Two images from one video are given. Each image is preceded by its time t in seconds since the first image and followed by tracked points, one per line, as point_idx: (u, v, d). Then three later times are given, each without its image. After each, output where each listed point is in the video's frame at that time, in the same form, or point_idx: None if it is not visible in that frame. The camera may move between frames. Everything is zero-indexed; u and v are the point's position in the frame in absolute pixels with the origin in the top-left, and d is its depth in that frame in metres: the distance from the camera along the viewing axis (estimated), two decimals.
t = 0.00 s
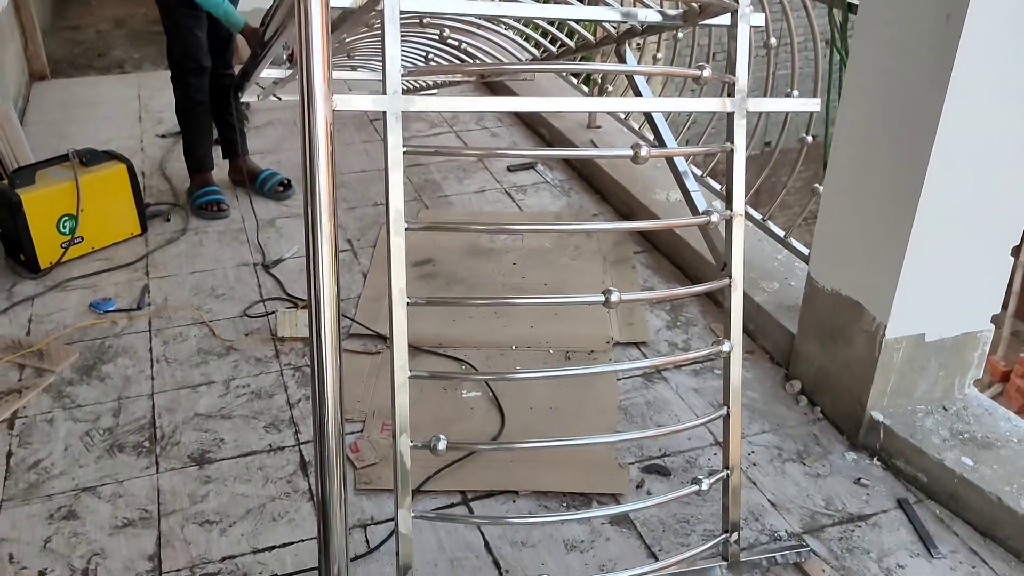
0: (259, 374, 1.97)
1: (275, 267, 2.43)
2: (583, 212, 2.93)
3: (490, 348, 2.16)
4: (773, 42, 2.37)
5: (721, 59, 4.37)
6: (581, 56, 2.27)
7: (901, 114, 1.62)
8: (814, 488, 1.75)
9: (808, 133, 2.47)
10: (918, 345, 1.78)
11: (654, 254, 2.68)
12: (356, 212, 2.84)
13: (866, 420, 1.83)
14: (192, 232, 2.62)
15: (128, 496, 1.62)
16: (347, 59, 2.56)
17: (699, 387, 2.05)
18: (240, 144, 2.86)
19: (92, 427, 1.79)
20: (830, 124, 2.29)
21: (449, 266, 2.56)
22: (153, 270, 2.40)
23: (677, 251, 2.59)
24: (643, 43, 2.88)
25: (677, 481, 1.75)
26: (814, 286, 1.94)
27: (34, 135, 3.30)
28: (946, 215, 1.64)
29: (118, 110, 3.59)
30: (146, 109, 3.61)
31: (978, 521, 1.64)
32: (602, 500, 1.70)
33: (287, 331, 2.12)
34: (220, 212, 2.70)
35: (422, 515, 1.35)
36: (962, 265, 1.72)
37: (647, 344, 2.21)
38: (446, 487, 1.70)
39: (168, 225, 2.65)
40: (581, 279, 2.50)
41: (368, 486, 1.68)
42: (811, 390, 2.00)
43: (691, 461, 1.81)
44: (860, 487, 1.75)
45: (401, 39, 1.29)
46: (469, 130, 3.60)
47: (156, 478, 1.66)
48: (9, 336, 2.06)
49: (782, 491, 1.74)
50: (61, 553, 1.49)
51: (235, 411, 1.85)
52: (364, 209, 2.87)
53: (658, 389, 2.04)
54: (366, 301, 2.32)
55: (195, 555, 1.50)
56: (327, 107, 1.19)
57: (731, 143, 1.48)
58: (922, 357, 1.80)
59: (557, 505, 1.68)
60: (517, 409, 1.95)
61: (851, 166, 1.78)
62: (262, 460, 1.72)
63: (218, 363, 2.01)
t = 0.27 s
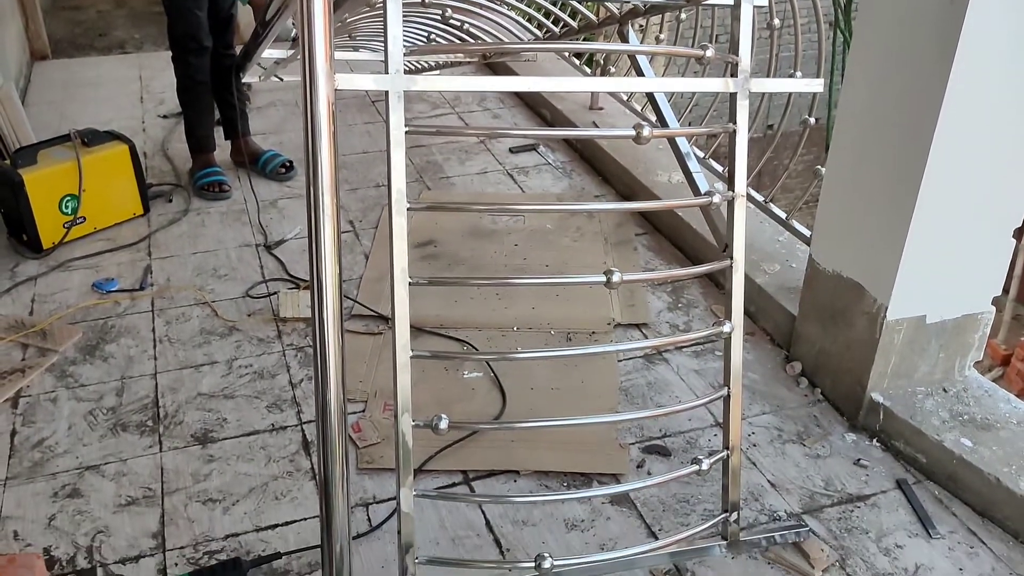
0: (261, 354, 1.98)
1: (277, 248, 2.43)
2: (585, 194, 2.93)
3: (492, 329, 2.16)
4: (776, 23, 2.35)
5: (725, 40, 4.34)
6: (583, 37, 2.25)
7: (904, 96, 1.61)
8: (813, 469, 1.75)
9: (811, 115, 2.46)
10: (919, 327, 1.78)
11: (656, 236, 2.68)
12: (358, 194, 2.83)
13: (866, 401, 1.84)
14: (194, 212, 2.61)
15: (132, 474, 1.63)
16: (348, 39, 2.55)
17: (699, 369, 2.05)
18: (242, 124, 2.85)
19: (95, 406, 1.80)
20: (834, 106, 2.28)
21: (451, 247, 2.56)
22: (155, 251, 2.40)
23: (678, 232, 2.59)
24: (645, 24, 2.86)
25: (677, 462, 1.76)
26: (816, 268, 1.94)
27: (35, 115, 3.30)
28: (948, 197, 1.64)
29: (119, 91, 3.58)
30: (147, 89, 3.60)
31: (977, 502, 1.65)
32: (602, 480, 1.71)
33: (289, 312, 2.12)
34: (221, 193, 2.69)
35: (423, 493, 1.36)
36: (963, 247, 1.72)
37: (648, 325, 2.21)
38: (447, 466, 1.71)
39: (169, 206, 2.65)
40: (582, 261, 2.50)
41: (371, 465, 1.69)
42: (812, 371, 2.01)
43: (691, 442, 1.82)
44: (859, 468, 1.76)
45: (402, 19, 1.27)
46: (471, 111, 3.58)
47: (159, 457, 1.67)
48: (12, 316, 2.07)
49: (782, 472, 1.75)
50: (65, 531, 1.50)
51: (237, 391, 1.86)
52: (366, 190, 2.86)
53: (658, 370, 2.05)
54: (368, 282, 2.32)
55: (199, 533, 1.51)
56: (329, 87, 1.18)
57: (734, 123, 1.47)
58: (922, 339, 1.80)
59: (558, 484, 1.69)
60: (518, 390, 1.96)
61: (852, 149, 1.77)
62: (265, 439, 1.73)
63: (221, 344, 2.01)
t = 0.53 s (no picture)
0: (263, 338, 1.98)
1: (279, 231, 2.43)
2: (587, 178, 2.92)
3: (493, 313, 2.16)
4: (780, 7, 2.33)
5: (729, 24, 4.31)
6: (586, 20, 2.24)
7: (908, 80, 1.60)
8: (813, 453, 1.76)
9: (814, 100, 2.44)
10: (920, 312, 1.78)
11: (658, 220, 2.67)
12: (360, 177, 2.83)
13: (866, 386, 1.84)
14: (196, 196, 2.61)
15: (135, 456, 1.64)
16: (349, 22, 2.53)
17: (701, 353, 2.06)
18: (244, 108, 2.83)
19: (98, 388, 1.81)
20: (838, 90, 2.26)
21: (453, 231, 2.55)
22: (158, 234, 2.40)
23: (681, 217, 2.58)
24: (649, 7, 2.84)
25: (677, 446, 1.77)
26: (818, 253, 1.94)
27: (37, 98, 3.29)
28: (951, 182, 1.63)
29: (121, 74, 3.57)
30: (148, 72, 3.58)
31: (977, 487, 1.65)
32: (603, 464, 1.71)
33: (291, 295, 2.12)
34: (223, 176, 2.69)
35: (424, 476, 1.36)
36: (965, 232, 1.71)
37: (650, 310, 2.22)
38: (448, 449, 1.72)
39: (172, 189, 2.65)
40: (585, 246, 2.49)
41: (372, 448, 1.70)
42: (813, 356, 2.01)
43: (692, 426, 1.82)
44: (860, 452, 1.76)
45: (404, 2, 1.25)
46: (473, 95, 3.57)
47: (162, 439, 1.68)
48: (15, 299, 2.08)
49: (782, 456, 1.75)
50: (69, 512, 1.51)
51: (240, 374, 1.87)
52: (368, 174, 2.86)
53: (660, 354, 2.05)
54: (369, 266, 2.32)
55: (201, 515, 1.52)
56: (331, 70, 1.17)
57: (737, 106, 1.46)
58: (924, 324, 1.80)
59: (558, 468, 1.70)
60: (520, 373, 1.96)
61: (855, 133, 1.76)
62: (267, 422, 1.74)
63: (223, 327, 2.02)
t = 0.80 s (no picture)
0: (268, 318, 1.99)
1: (284, 212, 2.43)
2: (591, 160, 2.91)
3: (497, 295, 2.16)
4: None
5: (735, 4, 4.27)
6: None
7: (915, 61, 1.58)
8: (816, 435, 1.76)
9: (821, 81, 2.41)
10: (925, 295, 1.77)
11: (663, 202, 2.66)
12: (364, 158, 2.82)
13: (870, 368, 1.84)
14: (200, 176, 2.61)
15: (140, 435, 1.65)
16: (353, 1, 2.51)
17: (705, 335, 2.06)
18: (247, 88, 2.83)
19: (104, 367, 1.81)
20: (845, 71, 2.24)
21: (457, 212, 2.55)
22: (162, 213, 2.40)
23: (685, 199, 2.57)
24: None
25: (680, 427, 1.77)
26: (823, 235, 1.93)
27: (41, 76, 3.28)
28: (957, 164, 1.62)
29: (125, 53, 3.56)
30: (152, 52, 3.57)
31: (979, 469, 1.65)
32: (606, 445, 1.72)
33: (295, 275, 2.12)
34: (228, 157, 2.69)
35: (428, 455, 1.37)
36: (970, 216, 1.70)
37: (654, 292, 2.21)
38: (452, 430, 1.72)
39: (176, 169, 2.64)
40: (589, 227, 2.49)
41: (376, 427, 1.71)
42: (817, 338, 2.01)
43: (695, 407, 1.82)
44: (862, 434, 1.77)
45: None
46: (478, 76, 3.55)
47: (167, 418, 1.69)
48: (20, 278, 2.08)
49: (785, 437, 1.76)
50: (75, 489, 1.52)
51: (244, 353, 1.88)
52: (371, 154, 2.85)
53: (663, 336, 2.05)
54: (373, 246, 2.32)
55: (206, 493, 1.53)
56: (336, 49, 1.16)
57: (743, 88, 1.45)
58: (928, 307, 1.79)
59: (561, 448, 1.70)
60: (524, 355, 1.96)
61: (861, 115, 1.75)
62: (272, 401, 1.75)
63: (228, 307, 2.02)
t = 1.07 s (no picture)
0: (272, 295, 1.98)
1: (287, 188, 2.42)
2: (597, 138, 2.89)
3: (502, 273, 2.15)
4: None
5: None
6: None
7: (927, 37, 1.56)
8: (821, 415, 1.76)
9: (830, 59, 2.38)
10: (932, 274, 1.76)
11: (668, 180, 2.65)
12: (368, 135, 2.80)
13: (876, 348, 1.83)
14: (203, 152, 2.59)
15: (145, 411, 1.65)
16: None
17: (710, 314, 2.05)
18: (252, 65, 2.80)
19: (108, 344, 1.81)
20: (854, 48, 2.21)
21: (461, 190, 2.53)
22: (165, 190, 2.39)
23: (692, 177, 2.55)
24: None
25: (685, 406, 1.77)
26: (830, 214, 1.92)
27: (43, 51, 3.25)
28: (967, 142, 1.60)
29: (127, 27, 3.52)
30: (154, 26, 3.54)
31: (984, 449, 1.65)
32: (610, 423, 1.72)
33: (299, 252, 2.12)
34: (235, 126, 2.71)
35: (433, 433, 1.36)
36: (980, 195, 1.69)
37: (659, 271, 2.20)
38: (456, 408, 1.72)
39: (179, 145, 2.63)
40: (594, 205, 2.47)
41: (381, 405, 1.71)
42: (823, 318, 2.00)
43: (700, 386, 1.82)
44: (867, 414, 1.76)
45: None
46: (482, 52, 3.52)
47: (172, 394, 1.69)
48: (24, 253, 2.07)
49: (790, 417, 1.75)
50: (81, 465, 1.53)
51: (248, 330, 1.87)
52: (375, 131, 2.83)
53: (668, 315, 2.04)
54: (378, 224, 2.31)
55: (211, 469, 1.53)
56: (340, 23, 1.14)
57: (753, 64, 1.43)
58: (936, 286, 1.78)
59: (566, 427, 1.70)
60: (528, 333, 1.96)
61: (871, 92, 1.73)
62: (276, 378, 1.75)
63: (232, 284, 2.02)
